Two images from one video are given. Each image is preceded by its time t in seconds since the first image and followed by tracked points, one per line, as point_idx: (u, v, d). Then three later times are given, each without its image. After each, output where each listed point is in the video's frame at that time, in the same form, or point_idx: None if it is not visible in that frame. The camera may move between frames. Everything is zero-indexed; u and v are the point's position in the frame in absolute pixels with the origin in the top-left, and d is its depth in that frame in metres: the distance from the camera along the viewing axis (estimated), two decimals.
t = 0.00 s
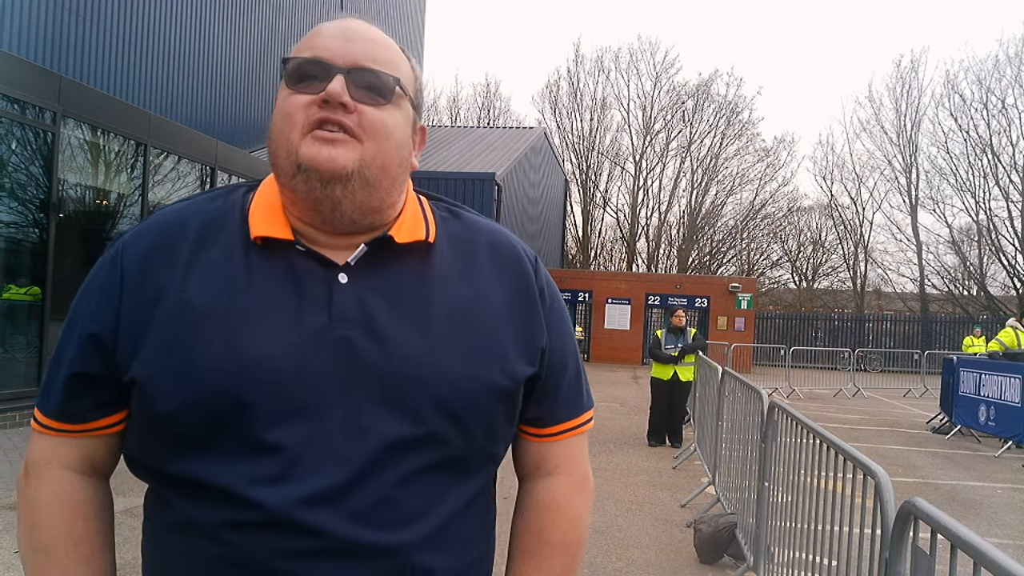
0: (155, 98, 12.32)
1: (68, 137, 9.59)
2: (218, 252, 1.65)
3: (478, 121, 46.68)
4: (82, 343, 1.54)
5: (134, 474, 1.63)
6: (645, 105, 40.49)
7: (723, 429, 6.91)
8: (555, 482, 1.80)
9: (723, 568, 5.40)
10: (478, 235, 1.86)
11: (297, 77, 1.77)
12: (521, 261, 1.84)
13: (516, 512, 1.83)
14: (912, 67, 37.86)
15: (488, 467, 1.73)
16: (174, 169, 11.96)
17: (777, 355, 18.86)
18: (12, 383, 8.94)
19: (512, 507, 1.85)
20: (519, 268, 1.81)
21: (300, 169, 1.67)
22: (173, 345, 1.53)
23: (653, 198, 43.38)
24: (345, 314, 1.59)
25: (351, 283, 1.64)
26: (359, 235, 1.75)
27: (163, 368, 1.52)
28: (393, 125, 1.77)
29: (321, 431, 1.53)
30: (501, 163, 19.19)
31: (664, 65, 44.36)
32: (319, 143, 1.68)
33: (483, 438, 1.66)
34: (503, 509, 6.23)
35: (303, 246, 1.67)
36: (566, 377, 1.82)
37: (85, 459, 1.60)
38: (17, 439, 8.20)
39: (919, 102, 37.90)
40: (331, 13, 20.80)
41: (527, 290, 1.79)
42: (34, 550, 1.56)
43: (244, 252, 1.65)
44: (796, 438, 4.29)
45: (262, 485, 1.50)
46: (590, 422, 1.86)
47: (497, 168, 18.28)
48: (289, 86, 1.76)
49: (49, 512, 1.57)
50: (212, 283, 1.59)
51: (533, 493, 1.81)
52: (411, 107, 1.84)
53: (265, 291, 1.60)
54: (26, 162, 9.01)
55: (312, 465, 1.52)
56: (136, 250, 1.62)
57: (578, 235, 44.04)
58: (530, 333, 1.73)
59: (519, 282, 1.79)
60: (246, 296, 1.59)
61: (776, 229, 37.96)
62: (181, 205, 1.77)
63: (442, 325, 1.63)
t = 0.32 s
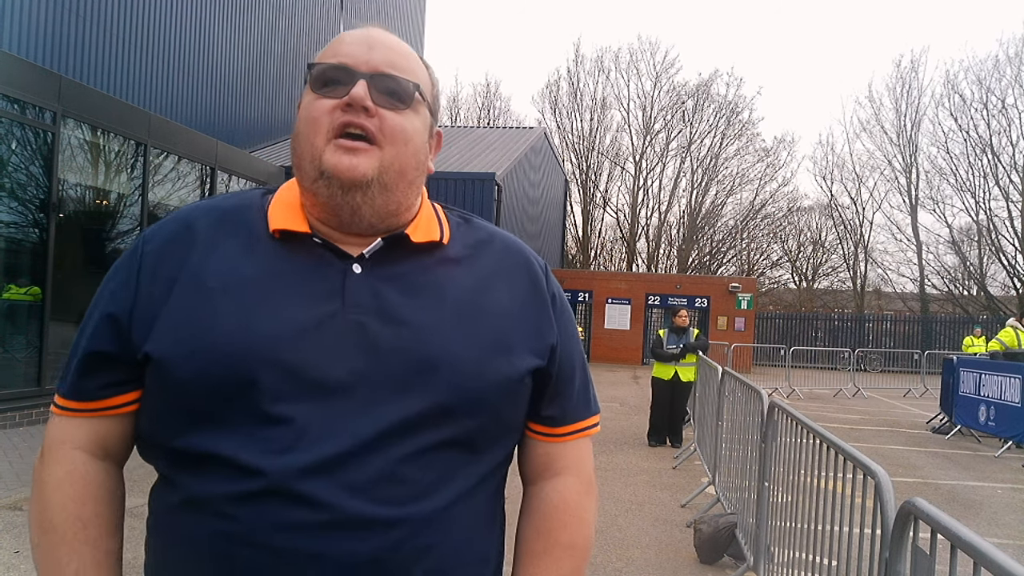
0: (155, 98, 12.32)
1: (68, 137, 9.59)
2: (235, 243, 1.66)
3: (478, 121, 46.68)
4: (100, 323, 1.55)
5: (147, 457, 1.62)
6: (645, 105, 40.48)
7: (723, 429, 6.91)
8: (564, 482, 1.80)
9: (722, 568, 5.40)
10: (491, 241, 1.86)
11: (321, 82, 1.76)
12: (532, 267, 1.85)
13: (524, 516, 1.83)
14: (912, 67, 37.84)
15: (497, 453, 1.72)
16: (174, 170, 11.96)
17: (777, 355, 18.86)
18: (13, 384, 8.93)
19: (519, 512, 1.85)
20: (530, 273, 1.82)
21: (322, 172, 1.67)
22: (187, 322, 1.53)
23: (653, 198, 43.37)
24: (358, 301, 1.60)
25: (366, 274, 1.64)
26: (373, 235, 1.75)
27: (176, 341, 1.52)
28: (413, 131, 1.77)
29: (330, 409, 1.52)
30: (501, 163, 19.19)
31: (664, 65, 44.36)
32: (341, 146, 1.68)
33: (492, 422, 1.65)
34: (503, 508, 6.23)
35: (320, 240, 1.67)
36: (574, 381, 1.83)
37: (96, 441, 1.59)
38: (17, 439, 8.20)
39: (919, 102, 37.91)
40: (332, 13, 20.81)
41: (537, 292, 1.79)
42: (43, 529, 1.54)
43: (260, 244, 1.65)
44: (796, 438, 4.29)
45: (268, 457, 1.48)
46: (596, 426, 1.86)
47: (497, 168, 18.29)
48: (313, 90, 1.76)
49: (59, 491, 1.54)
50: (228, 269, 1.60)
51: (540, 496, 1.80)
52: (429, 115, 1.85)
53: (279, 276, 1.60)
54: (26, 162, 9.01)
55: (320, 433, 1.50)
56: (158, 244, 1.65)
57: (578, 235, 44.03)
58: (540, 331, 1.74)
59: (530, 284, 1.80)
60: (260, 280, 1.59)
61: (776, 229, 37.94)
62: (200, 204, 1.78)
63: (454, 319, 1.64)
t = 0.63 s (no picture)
0: (155, 97, 12.32)
1: (68, 137, 9.58)
2: (245, 232, 1.66)
3: (478, 121, 46.69)
4: (110, 306, 1.56)
5: (152, 441, 1.62)
6: (645, 105, 40.49)
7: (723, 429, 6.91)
8: (566, 484, 1.81)
9: (723, 568, 5.40)
10: (500, 246, 1.88)
11: (342, 85, 1.77)
12: (539, 273, 1.87)
13: (524, 517, 1.82)
14: (912, 67, 37.83)
15: (502, 445, 1.71)
16: (174, 170, 11.96)
17: (777, 355, 18.86)
18: (13, 384, 8.93)
19: (520, 515, 1.85)
20: (538, 279, 1.84)
21: (339, 170, 1.67)
22: (195, 304, 1.53)
23: (653, 198, 43.38)
24: (368, 291, 1.60)
25: (376, 266, 1.65)
26: (384, 231, 1.75)
27: (183, 318, 1.51)
28: (430, 135, 1.78)
29: (335, 393, 1.51)
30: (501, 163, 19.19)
31: (664, 65, 44.36)
32: (360, 146, 1.68)
33: (497, 410, 1.65)
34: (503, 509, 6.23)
35: (333, 232, 1.68)
36: (578, 385, 1.84)
37: (104, 422, 1.59)
38: (17, 439, 8.20)
39: (919, 102, 37.90)
40: (332, 13, 20.81)
41: (544, 295, 1.81)
42: (48, 506, 1.53)
43: (271, 233, 1.66)
44: (796, 438, 4.29)
45: (272, 440, 1.48)
46: (599, 432, 1.87)
47: (497, 168, 18.29)
48: (334, 92, 1.76)
49: (65, 470, 1.54)
50: (238, 255, 1.61)
51: (542, 497, 1.80)
52: (446, 120, 1.86)
53: (287, 263, 1.61)
54: (26, 162, 9.01)
55: (324, 418, 1.49)
56: (171, 232, 1.67)
57: (578, 235, 44.04)
58: (548, 331, 1.75)
59: (538, 288, 1.81)
60: (270, 267, 1.59)
61: (775, 229, 37.91)
62: (213, 197, 1.79)
63: (462, 313, 1.64)
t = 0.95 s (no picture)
0: (155, 98, 12.33)
1: (68, 137, 9.58)
2: (239, 229, 1.65)
3: (478, 121, 46.70)
4: (102, 305, 1.53)
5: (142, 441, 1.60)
6: (645, 105, 40.52)
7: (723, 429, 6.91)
8: (554, 486, 1.81)
9: (723, 568, 5.40)
10: (495, 245, 1.88)
11: (351, 78, 1.74)
12: (536, 274, 1.87)
13: (510, 516, 1.83)
14: (912, 67, 37.93)
15: (496, 450, 1.72)
16: (174, 170, 11.96)
17: (777, 355, 18.86)
18: (13, 383, 8.94)
19: (506, 515, 1.85)
20: (533, 281, 1.84)
21: (341, 165, 1.66)
22: (190, 306, 1.52)
23: (653, 198, 43.42)
24: (366, 296, 1.60)
25: (374, 269, 1.64)
26: (381, 232, 1.75)
27: (179, 321, 1.50)
28: (435, 137, 1.78)
29: (332, 398, 1.51)
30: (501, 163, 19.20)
31: (664, 65, 44.42)
32: (365, 146, 1.68)
33: (492, 416, 1.65)
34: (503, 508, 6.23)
35: (330, 233, 1.67)
36: (570, 389, 1.85)
37: (91, 421, 1.57)
38: (18, 439, 8.20)
39: (919, 102, 37.96)
40: (332, 13, 20.83)
41: (538, 298, 1.81)
42: (33, 507, 1.52)
43: (266, 233, 1.65)
44: (796, 438, 4.29)
45: (268, 450, 1.47)
46: (589, 434, 1.87)
47: (497, 168, 18.29)
48: (343, 84, 1.74)
49: (51, 471, 1.53)
50: (233, 254, 1.59)
51: (529, 498, 1.81)
52: (450, 120, 1.85)
53: (282, 265, 1.59)
54: (26, 162, 9.01)
55: (321, 427, 1.49)
56: (164, 226, 1.65)
57: (578, 235, 44.06)
58: (543, 336, 1.75)
59: (533, 290, 1.82)
60: (264, 268, 1.58)
61: (776, 229, 37.92)
62: (206, 192, 1.77)
63: (458, 317, 1.64)
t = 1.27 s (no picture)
0: (155, 98, 12.33)
1: (68, 137, 9.58)
2: (237, 235, 1.63)
3: (478, 121, 46.73)
4: (99, 312, 1.50)
5: (134, 447, 1.58)
6: (645, 105, 40.53)
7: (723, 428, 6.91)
8: (544, 489, 1.81)
9: (722, 567, 5.40)
10: (487, 251, 1.90)
11: (351, 85, 1.73)
12: (525, 282, 1.89)
13: (498, 518, 1.84)
14: (912, 67, 37.94)
15: (489, 458, 1.74)
16: (174, 170, 11.97)
17: (777, 355, 18.85)
18: (13, 383, 8.95)
19: (496, 517, 1.85)
20: (525, 289, 1.87)
21: (343, 174, 1.65)
22: (192, 317, 1.50)
23: (653, 198, 43.42)
24: (367, 306, 1.60)
25: (374, 278, 1.64)
26: (380, 239, 1.75)
27: (182, 333, 1.49)
28: (431, 148, 1.79)
29: (337, 410, 1.51)
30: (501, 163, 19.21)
31: (664, 65, 44.45)
32: (368, 156, 1.67)
33: (490, 428, 1.68)
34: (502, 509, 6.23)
35: (329, 239, 1.66)
36: (559, 395, 1.86)
37: (85, 430, 1.55)
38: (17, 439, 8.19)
39: (919, 102, 37.97)
40: (332, 13, 20.84)
41: (530, 308, 1.84)
42: (26, 520, 1.50)
43: (264, 238, 1.63)
44: (796, 438, 4.29)
45: (273, 462, 1.47)
46: (575, 438, 1.88)
47: (497, 168, 18.29)
48: (342, 91, 1.72)
49: (45, 482, 1.51)
50: (233, 261, 1.57)
51: (520, 500, 1.81)
52: (445, 131, 1.86)
53: (284, 274, 1.58)
54: (26, 162, 9.02)
55: (326, 439, 1.49)
56: (158, 229, 1.61)
57: (578, 235, 44.06)
58: (535, 347, 1.79)
59: (525, 300, 1.84)
60: (264, 276, 1.56)
61: (776, 229, 37.91)
62: (199, 192, 1.74)
63: (456, 328, 1.65)
